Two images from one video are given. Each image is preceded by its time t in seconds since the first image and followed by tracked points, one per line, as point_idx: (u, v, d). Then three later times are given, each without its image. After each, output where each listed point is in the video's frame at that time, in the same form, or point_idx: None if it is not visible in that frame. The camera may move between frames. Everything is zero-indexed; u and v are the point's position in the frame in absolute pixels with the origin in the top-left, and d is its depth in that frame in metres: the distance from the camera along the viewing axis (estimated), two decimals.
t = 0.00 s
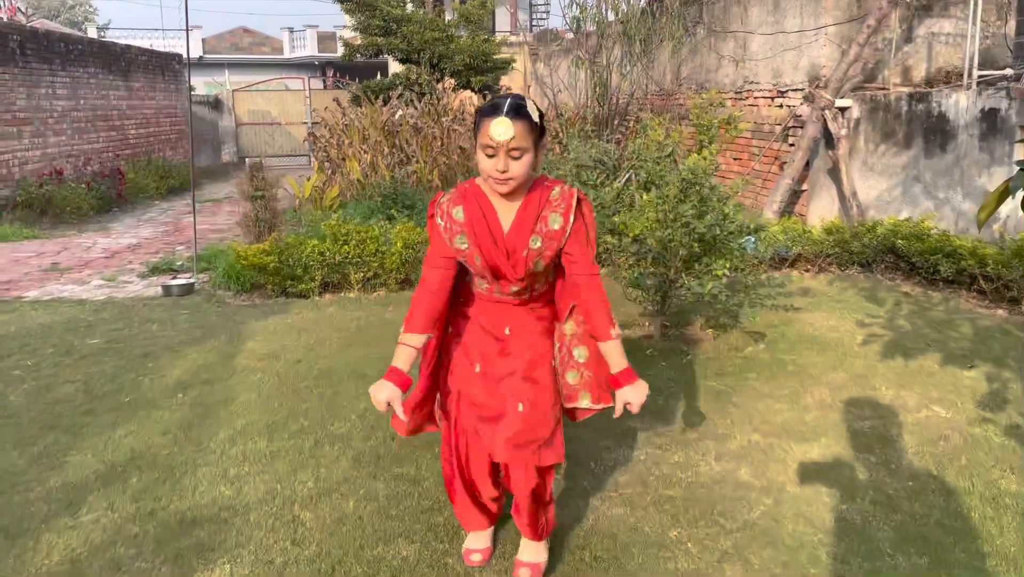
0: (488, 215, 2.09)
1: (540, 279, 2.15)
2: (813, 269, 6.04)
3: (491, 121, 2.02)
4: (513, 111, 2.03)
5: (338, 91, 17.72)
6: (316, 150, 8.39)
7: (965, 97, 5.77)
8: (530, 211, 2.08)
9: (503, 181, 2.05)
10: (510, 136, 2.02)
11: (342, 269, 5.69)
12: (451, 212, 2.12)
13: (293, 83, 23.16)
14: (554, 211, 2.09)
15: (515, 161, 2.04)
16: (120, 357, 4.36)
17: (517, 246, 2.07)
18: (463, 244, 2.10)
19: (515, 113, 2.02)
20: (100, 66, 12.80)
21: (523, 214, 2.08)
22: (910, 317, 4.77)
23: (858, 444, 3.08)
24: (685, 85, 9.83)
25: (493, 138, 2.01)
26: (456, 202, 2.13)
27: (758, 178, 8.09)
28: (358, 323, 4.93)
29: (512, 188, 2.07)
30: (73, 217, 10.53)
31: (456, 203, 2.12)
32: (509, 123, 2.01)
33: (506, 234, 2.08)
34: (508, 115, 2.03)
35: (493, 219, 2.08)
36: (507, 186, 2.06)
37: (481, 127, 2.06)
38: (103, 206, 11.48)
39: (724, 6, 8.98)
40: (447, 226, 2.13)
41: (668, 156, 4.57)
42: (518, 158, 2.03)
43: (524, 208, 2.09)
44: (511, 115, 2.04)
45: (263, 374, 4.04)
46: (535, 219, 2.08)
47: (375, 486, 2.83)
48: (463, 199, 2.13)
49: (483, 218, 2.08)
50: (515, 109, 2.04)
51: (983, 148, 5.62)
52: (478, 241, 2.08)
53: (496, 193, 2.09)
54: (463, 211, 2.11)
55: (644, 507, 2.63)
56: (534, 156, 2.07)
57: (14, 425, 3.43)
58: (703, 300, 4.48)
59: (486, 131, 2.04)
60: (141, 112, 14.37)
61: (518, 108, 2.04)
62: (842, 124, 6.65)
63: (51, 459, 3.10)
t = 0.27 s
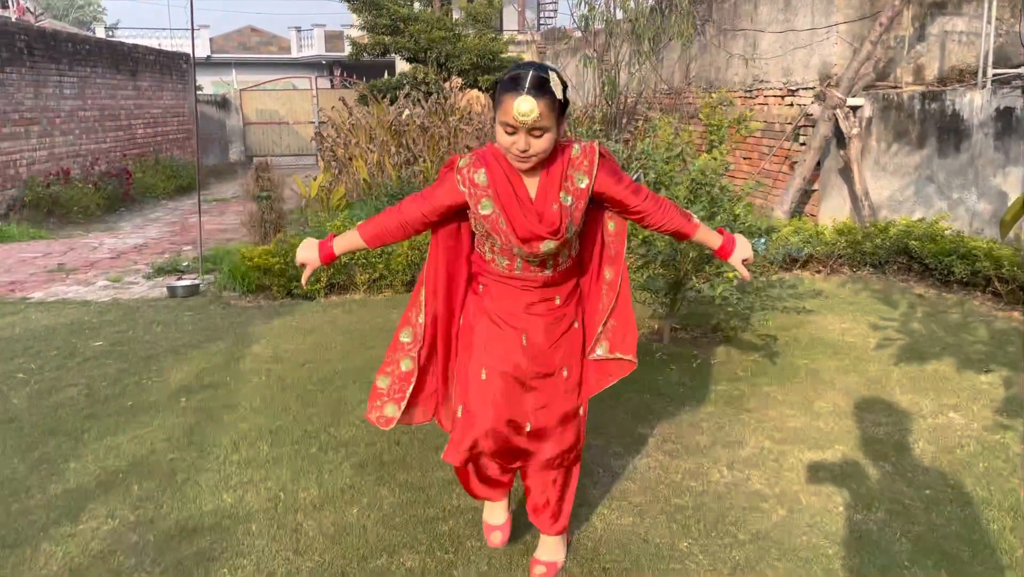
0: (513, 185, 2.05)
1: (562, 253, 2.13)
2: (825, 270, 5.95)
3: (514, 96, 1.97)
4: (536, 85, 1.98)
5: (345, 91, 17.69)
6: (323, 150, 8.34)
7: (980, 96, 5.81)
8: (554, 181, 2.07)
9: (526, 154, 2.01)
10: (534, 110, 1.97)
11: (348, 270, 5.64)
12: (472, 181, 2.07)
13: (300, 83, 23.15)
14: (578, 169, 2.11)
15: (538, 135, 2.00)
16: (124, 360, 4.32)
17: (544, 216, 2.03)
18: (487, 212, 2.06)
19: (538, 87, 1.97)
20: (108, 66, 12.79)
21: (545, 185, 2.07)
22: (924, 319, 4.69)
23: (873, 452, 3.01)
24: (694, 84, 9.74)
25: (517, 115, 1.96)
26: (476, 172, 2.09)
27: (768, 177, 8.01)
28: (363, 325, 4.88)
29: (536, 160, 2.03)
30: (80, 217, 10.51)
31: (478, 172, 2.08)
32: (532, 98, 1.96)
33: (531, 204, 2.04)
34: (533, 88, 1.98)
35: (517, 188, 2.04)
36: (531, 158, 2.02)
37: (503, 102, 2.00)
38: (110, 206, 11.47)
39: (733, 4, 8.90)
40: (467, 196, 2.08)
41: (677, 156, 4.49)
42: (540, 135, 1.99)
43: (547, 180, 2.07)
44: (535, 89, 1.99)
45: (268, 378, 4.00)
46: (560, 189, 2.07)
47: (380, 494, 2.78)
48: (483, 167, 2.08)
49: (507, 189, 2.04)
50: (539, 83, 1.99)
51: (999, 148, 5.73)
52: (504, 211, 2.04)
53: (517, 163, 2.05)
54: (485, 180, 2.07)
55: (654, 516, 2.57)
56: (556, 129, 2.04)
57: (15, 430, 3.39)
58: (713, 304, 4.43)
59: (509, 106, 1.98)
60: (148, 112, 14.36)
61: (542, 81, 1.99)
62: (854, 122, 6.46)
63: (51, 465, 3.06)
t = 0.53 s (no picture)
0: (520, 209, 1.94)
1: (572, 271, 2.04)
2: (833, 271, 5.89)
3: (519, 116, 1.87)
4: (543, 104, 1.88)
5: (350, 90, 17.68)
6: (327, 150, 8.31)
7: (990, 95, 5.74)
8: (563, 204, 1.96)
9: (532, 175, 1.92)
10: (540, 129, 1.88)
11: (352, 271, 5.61)
12: (478, 207, 1.96)
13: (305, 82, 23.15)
14: (588, 194, 2.00)
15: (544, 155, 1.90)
16: (126, 362, 4.28)
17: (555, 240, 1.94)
18: (494, 239, 1.94)
19: (545, 106, 1.87)
20: (113, 66, 12.78)
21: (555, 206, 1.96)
22: (934, 321, 4.64)
23: (884, 456, 2.96)
24: (700, 83, 9.68)
25: (524, 134, 1.86)
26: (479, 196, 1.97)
27: (775, 177, 7.95)
28: (367, 326, 4.85)
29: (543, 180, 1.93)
30: (84, 217, 10.51)
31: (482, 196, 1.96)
32: (540, 117, 1.87)
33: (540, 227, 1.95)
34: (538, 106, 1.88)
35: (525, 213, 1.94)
36: (539, 179, 1.93)
37: (508, 120, 1.90)
38: (115, 206, 11.46)
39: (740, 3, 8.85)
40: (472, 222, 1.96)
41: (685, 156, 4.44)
42: (546, 156, 1.90)
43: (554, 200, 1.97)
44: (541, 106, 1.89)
45: (270, 380, 3.96)
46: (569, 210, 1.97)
47: (382, 499, 2.74)
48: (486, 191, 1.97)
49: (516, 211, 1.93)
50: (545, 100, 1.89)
51: (1009, 147, 5.63)
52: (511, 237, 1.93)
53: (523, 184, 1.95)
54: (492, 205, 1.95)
55: (661, 523, 2.52)
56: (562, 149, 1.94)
57: (15, 432, 3.36)
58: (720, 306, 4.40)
59: (513, 125, 1.88)
60: (153, 112, 14.35)
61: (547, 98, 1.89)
62: (863, 122, 6.39)
63: (51, 468, 3.02)
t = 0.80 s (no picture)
0: (521, 205, 1.95)
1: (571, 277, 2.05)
2: (837, 271, 5.88)
3: (530, 102, 1.91)
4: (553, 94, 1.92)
5: (353, 91, 17.69)
6: (330, 150, 8.31)
7: (995, 95, 5.70)
8: (567, 200, 1.98)
9: (536, 167, 1.94)
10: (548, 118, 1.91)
11: (355, 271, 5.61)
12: (480, 205, 1.97)
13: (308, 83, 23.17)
14: (590, 196, 2.02)
15: (550, 145, 1.93)
16: (128, 362, 4.28)
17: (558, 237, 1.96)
18: (497, 235, 1.95)
19: (555, 94, 1.92)
20: (116, 66, 12.79)
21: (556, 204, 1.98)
22: (939, 321, 4.63)
23: (889, 457, 2.94)
24: (703, 83, 9.67)
25: (531, 118, 1.90)
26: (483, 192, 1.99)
27: (779, 177, 7.93)
28: (370, 327, 4.84)
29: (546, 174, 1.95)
30: (88, 217, 10.52)
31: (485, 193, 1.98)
32: (549, 105, 1.90)
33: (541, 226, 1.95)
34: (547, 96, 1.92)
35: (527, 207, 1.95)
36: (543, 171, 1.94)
37: (517, 106, 1.94)
38: (118, 206, 11.47)
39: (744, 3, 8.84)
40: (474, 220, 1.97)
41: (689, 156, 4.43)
42: (552, 146, 1.92)
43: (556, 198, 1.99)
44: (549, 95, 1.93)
45: (273, 380, 3.96)
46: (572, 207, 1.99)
47: (385, 500, 2.73)
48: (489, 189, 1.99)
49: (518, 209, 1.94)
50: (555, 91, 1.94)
51: (1014, 146, 5.59)
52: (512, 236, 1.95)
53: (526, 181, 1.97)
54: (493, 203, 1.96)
55: (665, 524, 2.51)
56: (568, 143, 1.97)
57: (17, 433, 3.36)
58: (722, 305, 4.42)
59: (521, 111, 1.92)
60: (156, 112, 14.36)
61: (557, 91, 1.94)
62: (867, 122, 6.41)
63: (53, 469, 3.02)
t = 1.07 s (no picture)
0: (516, 161, 2.05)
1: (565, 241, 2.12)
2: (834, 272, 5.91)
3: (520, 67, 1.97)
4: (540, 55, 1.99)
5: (353, 92, 17.73)
6: (331, 152, 8.35)
7: (990, 97, 5.71)
8: (553, 160, 2.07)
9: (527, 127, 2.03)
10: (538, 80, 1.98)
11: (356, 272, 5.64)
12: (478, 160, 2.07)
13: (309, 84, 23.24)
14: (577, 145, 2.11)
15: (541, 105, 2.01)
16: (130, 363, 4.32)
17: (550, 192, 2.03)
18: (492, 187, 2.06)
19: (542, 56, 1.99)
20: (117, 68, 12.84)
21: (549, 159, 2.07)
22: (934, 322, 4.66)
23: (882, 457, 2.98)
24: (703, 85, 9.71)
25: (521, 83, 1.97)
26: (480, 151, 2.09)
27: (778, 179, 7.97)
28: (369, 328, 4.88)
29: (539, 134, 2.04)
30: (89, 218, 10.56)
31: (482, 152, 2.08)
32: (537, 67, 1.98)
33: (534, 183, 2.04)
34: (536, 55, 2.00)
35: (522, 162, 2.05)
36: (535, 130, 2.03)
37: (506, 73, 2.01)
38: (119, 208, 11.51)
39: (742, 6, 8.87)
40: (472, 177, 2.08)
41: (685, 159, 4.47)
42: (543, 107, 2.01)
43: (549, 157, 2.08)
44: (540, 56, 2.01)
45: (273, 381, 3.99)
46: (562, 164, 2.08)
47: (384, 498, 2.77)
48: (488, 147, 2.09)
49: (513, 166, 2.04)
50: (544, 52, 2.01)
51: (1010, 148, 5.60)
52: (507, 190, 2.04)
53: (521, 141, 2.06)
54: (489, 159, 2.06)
55: (660, 522, 2.54)
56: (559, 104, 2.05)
57: (21, 433, 3.40)
58: (719, 306, 4.44)
59: (513, 77, 1.99)
60: (157, 113, 14.40)
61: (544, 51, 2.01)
62: (864, 124, 6.48)
63: (56, 468, 3.06)
